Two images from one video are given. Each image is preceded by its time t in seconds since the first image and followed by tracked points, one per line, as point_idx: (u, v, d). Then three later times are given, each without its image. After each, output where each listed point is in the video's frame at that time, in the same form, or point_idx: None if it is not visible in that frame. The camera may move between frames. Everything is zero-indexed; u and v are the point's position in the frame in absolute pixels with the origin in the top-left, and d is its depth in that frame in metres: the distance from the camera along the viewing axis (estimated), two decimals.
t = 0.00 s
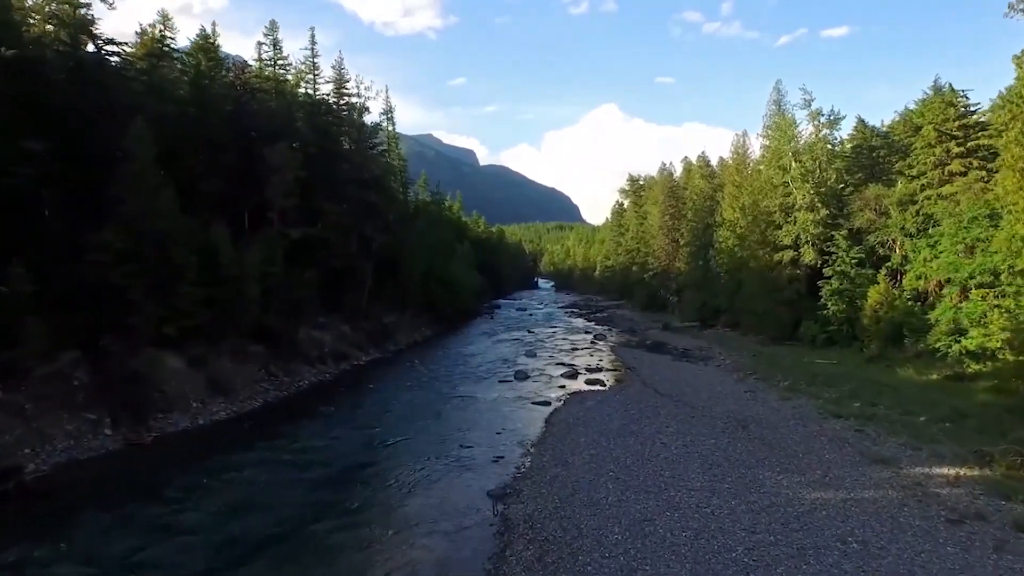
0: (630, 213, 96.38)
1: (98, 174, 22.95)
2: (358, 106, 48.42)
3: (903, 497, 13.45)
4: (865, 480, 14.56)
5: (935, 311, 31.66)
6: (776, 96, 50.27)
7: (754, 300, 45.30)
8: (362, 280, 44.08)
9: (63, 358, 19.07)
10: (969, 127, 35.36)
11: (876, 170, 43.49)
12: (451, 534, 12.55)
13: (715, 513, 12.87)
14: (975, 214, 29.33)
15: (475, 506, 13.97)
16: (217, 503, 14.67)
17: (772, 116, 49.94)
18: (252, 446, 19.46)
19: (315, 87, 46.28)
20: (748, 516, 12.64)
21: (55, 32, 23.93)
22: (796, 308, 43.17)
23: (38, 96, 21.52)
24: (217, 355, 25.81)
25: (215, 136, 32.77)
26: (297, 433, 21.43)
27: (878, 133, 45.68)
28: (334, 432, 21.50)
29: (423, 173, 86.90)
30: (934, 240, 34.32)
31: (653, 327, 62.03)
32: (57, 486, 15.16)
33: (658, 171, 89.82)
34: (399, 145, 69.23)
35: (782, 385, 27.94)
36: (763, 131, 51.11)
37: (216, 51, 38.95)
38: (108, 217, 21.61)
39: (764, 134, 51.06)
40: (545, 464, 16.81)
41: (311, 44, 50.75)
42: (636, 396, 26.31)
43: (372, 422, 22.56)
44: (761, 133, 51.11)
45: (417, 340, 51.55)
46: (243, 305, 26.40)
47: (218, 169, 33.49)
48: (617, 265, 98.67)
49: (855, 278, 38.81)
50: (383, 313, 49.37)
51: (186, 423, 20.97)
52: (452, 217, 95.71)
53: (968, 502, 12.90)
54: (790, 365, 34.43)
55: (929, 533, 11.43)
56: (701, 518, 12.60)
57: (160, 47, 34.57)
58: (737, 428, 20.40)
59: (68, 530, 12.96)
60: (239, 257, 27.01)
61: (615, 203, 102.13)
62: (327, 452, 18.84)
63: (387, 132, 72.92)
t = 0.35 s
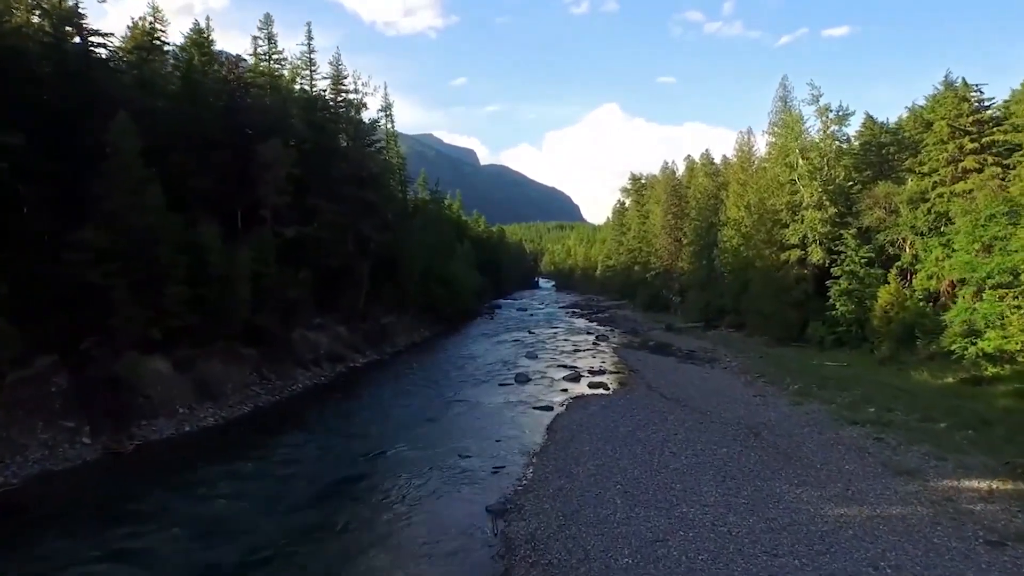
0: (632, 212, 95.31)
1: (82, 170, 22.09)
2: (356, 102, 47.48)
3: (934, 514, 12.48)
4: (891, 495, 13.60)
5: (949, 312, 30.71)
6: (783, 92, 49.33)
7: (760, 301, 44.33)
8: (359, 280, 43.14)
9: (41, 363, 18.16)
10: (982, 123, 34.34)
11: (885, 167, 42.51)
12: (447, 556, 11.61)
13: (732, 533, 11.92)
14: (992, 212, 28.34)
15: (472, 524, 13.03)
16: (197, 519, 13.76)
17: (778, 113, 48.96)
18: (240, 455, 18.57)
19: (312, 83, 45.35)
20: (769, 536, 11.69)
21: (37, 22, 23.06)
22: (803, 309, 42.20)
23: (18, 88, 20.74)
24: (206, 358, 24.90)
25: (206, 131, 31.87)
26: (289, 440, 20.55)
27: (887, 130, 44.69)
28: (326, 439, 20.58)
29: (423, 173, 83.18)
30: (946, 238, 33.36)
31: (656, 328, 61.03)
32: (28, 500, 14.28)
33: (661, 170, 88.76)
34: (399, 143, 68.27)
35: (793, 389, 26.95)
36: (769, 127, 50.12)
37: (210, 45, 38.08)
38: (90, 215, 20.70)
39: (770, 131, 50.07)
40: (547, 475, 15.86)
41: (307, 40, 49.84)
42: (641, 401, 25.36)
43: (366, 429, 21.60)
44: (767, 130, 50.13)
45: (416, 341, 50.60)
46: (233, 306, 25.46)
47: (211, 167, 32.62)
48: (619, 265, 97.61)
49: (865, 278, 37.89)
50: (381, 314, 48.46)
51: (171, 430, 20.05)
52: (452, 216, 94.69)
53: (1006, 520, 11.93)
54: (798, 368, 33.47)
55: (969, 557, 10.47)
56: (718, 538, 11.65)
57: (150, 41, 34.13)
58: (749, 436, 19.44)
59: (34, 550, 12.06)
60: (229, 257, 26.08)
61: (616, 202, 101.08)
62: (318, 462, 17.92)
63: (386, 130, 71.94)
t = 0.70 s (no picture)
0: (634, 211, 94.13)
1: (62, 165, 21.10)
2: (353, 98, 46.46)
3: (976, 537, 11.38)
4: (924, 514, 12.51)
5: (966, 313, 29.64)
6: (790, 88, 48.25)
7: (767, 301, 43.32)
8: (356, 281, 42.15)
9: (13, 368, 17.18)
10: (999, 117, 33.15)
11: (896, 164, 41.44)
12: None
13: (755, 559, 10.88)
14: (1012, 209, 27.24)
15: (470, 547, 11.97)
16: (172, 540, 12.75)
17: (785, 109, 47.89)
18: (225, 466, 17.57)
19: (308, 78, 44.32)
20: (796, 563, 10.63)
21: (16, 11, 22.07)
22: (812, 310, 41.16)
23: None
24: (193, 361, 23.89)
25: (197, 126, 30.87)
26: (278, 449, 19.54)
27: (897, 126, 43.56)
28: (317, 448, 19.57)
29: (423, 170, 82.84)
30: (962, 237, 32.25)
31: (660, 328, 59.92)
32: None
33: (664, 168, 87.55)
34: (398, 141, 67.26)
35: (806, 395, 25.84)
36: (776, 124, 49.06)
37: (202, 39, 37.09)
38: (69, 212, 19.67)
39: (777, 128, 49.00)
40: (551, 491, 14.80)
41: (304, 35, 48.86)
42: (648, 407, 24.30)
43: (359, 438, 20.57)
44: (774, 127, 49.06)
45: (414, 343, 49.56)
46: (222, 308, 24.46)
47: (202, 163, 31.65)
48: (621, 265, 96.43)
49: (876, 278, 36.86)
50: (379, 315, 47.45)
51: (153, 439, 19.01)
52: (453, 215, 93.70)
53: None
54: (809, 371, 32.41)
55: None
56: (740, 566, 10.59)
57: (140, 33, 33.26)
58: (764, 445, 18.35)
59: None
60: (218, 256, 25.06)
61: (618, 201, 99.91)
62: (307, 474, 16.91)
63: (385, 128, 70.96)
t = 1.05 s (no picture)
0: (636, 210, 93.21)
1: (43, 160, 20.19)
2: (351, 94, 45.53)
3: (1021, 562, 10.44)
4: (959, 534, 11.57)
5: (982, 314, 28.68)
6: (797, 84, 47.21)
7: (774, 302, 42.36)
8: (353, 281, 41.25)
9: None
10: (1016, 113, 32.02)
11: (906, 162, 40.43)
12: None
13: None
14: None
15: (468, 571, 11.05)
16: (146, 561, 11.85)
17: (792, 106, 46.89)
18: (210, 477, 16.67)
19: (304, 74, 43.39)
20: None
21: None
22: (820, 310, 40.22)
23: None
24: (181, 365, 22.99)
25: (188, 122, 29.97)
26: (267, 458, 18.64)
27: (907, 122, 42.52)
28: (308, 458, 18.65)
29: (423, 170, 81.74)
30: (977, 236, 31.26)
31: (664, 329, 58.93)
32: None
33: (666, 167, 86.62)
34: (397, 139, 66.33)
35: (818, 399, 24.90)
36: (782, 121, 48.05)
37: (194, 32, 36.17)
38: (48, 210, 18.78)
39: (784, 125, 48.00)
40: (556, 506, 13.88)
41: (301, 30, 47.93)
42: (655, 413, 23.38)
43: (352, 447, 19.66)
44: (781, 124, 48.05)
45: (413, 344, 48.66)
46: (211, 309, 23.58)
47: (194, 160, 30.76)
48: (622, 265, 95.43)
49: (886, 278, 35.92)
50: (377, 316, 46.56)
51: (135, 447, 18.12)
52: (453, 215, 92.82)
53: None
54: (819, 374, 31.50)
55: None
56: None
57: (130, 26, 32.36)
58: (779, 455, 17.41)
59: None
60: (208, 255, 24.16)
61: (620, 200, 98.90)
62: (295, 487, 16.00)
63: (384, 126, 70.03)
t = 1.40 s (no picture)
0: (638, 210, 92.24)
1: (17, 153, 19.11)
2: (348, 90, 44.53)
3: None
4: (1006, 562, 10.49)
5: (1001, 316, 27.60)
6: (805, 79, 46.02)
7: (782, 302, 41.35)
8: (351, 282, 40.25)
9: None
10: None
11: (918, 158, 39.25)
12: None
13: None
14: None
15: None
16: None
17: (800, 102, 45.77)
18: (192, 492, 15.65)
19: (300, 69, 42.38)
20: None
21: None
22: (829, 312, 39.21)
23: None
24: (167, 369, 21.97)
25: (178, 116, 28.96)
26: (253, 470, 17.61)
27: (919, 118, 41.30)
28: (296, 469, 17.62)
29: (422, 170, 82.09)
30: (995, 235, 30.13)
31: (668, 330, 57.90)
32: None
33: (670, 166, 85.64)
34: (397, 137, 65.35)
35: (833, 405, 23.87)
36: (790, 117, 46.94)
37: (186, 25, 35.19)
38: (23, 206, 17.77)
39: (792, 121, 46.89)
40: (561, 525, 12.82)
41: (297, 24, 46.93)
42: (663, 421, 22.33)
43: (345, 457, 18.63)
44: (789, 120, 46.93)
45: (412, 346, 47.65)
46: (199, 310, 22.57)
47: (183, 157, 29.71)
48: (625, 265, 94.32)
49: (899, 278, 34.84)
50: (374, 317, 45.56)
51: (113, 458, 17.10)
52: (454, 214, 91.83)
53: None
54: (830, 377, 30.48)
55: None
56: None
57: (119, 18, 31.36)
58: (798, 467, 16.34)
59: None
60: (195, 254, 23.15)
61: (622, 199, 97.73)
62: (281, 503, 14.96)
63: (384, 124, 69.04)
